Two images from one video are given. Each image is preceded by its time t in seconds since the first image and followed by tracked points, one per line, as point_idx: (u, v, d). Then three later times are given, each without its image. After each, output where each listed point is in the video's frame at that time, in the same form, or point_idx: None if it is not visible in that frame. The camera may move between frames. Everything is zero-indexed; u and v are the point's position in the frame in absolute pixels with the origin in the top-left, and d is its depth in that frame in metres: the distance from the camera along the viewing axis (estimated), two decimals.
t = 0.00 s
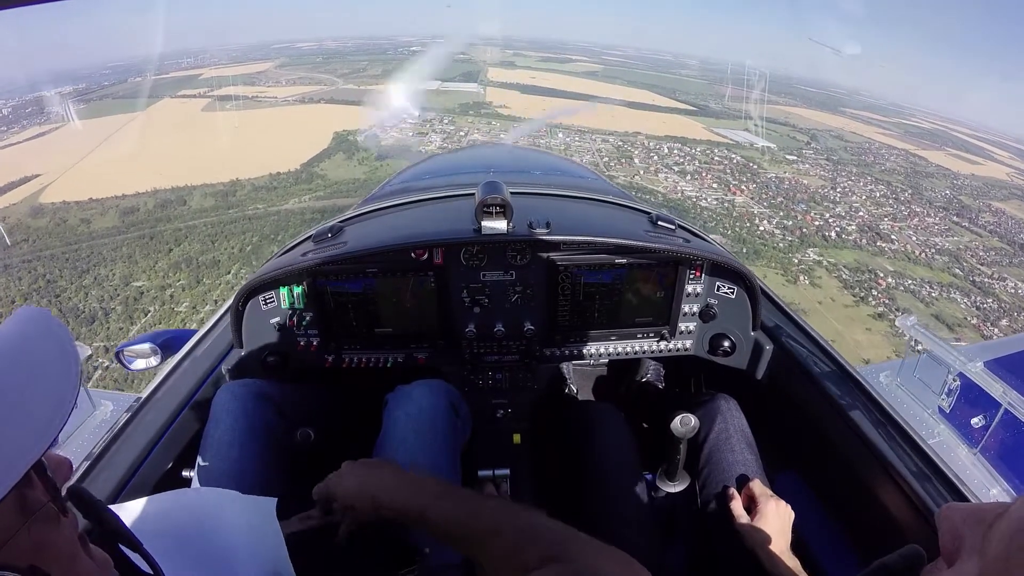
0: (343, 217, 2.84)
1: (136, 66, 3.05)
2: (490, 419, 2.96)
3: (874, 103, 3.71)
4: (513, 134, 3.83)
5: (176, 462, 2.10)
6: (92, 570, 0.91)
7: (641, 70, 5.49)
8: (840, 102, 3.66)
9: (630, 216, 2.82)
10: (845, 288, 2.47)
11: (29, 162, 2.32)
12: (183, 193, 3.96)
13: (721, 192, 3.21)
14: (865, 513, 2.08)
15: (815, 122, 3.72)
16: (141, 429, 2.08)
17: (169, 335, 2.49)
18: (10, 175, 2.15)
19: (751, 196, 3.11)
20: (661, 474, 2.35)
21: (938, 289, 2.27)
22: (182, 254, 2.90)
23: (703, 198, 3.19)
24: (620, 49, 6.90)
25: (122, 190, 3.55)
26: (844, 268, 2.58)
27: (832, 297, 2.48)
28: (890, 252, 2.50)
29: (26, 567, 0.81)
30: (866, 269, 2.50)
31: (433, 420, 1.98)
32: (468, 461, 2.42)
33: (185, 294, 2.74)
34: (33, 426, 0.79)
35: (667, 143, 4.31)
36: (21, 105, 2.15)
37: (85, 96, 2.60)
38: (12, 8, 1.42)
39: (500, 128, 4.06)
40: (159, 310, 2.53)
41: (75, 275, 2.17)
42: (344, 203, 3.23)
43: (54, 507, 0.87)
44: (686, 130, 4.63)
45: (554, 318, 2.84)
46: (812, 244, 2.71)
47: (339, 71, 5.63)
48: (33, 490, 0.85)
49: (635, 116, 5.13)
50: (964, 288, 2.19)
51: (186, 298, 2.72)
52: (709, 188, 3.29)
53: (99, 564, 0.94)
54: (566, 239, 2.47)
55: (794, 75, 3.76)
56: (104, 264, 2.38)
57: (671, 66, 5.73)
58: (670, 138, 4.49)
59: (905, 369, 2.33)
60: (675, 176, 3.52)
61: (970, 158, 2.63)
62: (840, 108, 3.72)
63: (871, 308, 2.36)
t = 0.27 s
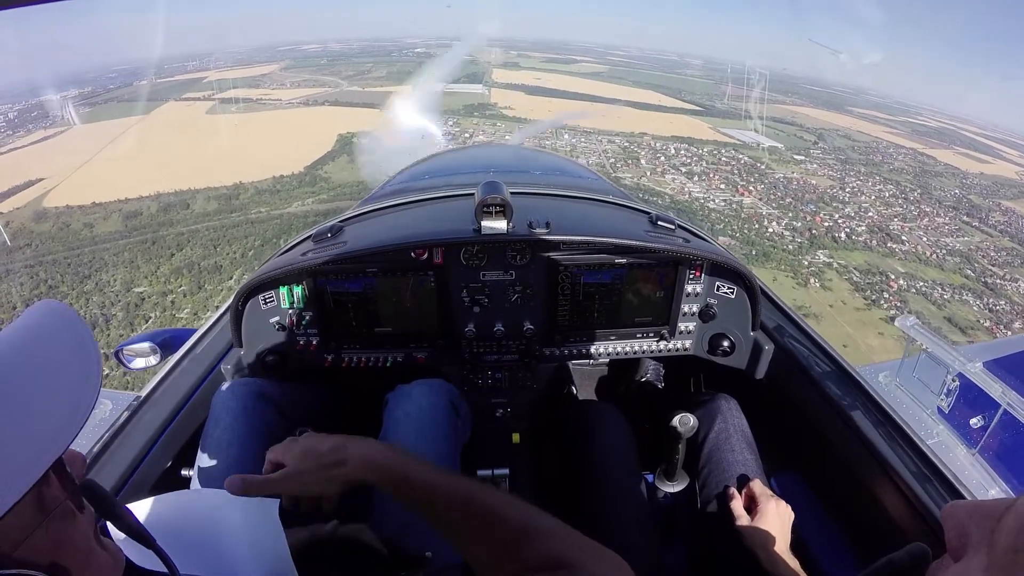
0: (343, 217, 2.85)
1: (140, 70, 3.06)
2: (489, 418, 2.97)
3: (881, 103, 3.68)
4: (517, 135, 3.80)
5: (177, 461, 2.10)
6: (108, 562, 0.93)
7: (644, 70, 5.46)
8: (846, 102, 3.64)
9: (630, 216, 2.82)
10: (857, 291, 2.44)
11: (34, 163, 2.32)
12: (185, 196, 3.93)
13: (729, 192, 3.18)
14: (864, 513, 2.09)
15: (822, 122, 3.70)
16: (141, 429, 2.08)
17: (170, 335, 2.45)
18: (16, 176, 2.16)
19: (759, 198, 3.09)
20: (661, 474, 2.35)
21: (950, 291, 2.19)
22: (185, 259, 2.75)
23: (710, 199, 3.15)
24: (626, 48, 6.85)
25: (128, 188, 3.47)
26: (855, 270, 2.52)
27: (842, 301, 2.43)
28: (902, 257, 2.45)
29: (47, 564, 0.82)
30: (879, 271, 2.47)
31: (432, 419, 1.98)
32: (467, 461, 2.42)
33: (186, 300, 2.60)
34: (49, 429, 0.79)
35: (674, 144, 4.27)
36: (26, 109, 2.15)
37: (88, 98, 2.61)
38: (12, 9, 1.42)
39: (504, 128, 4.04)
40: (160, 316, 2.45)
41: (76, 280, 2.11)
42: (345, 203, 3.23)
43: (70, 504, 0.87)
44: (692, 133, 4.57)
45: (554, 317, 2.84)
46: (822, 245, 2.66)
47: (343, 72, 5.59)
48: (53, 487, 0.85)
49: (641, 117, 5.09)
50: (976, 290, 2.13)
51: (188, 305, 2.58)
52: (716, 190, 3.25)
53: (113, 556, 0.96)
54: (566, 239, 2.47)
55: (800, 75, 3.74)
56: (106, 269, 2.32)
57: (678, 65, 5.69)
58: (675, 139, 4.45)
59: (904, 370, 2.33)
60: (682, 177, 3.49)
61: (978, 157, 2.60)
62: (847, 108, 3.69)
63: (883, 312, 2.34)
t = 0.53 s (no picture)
0: (343, 218, 2.85)
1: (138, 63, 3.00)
2: (489, 418, 2.97)
3: (886, 103, 3.66)
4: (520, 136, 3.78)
5: (177, 462, 2.10)
6: None
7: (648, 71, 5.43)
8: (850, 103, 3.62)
9: (630, 216, 2.82)
10: (862, 298, 2.40)
11: (35, 162, 2.32)
12: (184, 196, 3.90)
13: (733, 195, 3.18)
14: (865, 512, 2.09)
15: (826, 123, 3.68)
16: (141, 429, 2.08)
17: (170, 335, 2.45)
18: (17, 176, 2.16)
19: (764, 201, 3.08)
20: (661, 474, 2.34)
21: (956, 299, 2.08)
22: (182, 259, 2.83)
23: (714, 202, 3.13)
24: (630, 49, 6.81)
25: (128, 190, 3.51)
26: (861, 276, 2.48)
27: (847, 309, 2.42)
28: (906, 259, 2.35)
29: None
30: (884, 278, 2.38)
31: (432, 419, 1.98)
32: (467, 461, 2.41)
33: (182, 302, 2.68)
34: (58, 437, 0.80)
35: (679, 146, 4.24)
36: (27, 105, 2.11)
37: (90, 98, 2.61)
38: (15, 9, 1.43)
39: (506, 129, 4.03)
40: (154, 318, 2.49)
41: (72, 281, 2.13)
42: (346, 204, 3.23)
43: (70, 523, 0.85)
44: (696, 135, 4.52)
45: (554, 317, 2.84)
46: (827, 251, 2.64)
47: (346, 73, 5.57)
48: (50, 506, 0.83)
49: (646, 118, 5.05)
50: (982, 298, 2.02)
51: (183, 307, 2.67)
52: (721, 193, 3.20)
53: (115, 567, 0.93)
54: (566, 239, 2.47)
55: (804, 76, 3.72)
56: (104, 269, 2.34)
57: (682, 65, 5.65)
58: (680, 140, 4.42)
59: (905, 370, 2.33)
60: (686, 179, 3.47)
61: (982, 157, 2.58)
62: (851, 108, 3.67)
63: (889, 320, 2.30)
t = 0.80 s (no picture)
0: (343, 218, 2.85)
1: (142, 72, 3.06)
2: (489, 418, 2.97)
3: (891, 100, 3.62)
4: (523, 137, 3.76)
5: (177, 462, 2.10)
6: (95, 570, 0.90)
7: (652, 71, 5.41)
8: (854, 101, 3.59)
9: (630, 216, 2.82)
10: (873, 297, 2.32)
11: (43, 171, 2.34)
12: (185, 202, 3.83)
13: (739, 194, 3.13)
14: (864, 513, 2.09)
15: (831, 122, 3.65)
16: (142, 429, 2.08)
17: (170, 336, 2.48)
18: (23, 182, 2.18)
19: (771, 201, 3.01)
20: (661, 474, 2.33)
21: (966, 296, 1.99)
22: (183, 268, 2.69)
23: (721, 202, 3.10)
24: (635, 48, 6.77)
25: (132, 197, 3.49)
26: (871, 275, 2.40)
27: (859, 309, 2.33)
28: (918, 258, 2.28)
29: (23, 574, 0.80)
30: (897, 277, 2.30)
31: (432, 420, 1.98)
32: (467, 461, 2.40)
33: (183, 314, 2.52)
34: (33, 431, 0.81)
35: (684, 146, 4.20)
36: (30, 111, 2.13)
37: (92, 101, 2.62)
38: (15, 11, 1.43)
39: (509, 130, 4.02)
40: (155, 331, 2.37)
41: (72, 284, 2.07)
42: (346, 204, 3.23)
43: (47, 513, 0.85)
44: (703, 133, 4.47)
45: (554, 317, 2.84)
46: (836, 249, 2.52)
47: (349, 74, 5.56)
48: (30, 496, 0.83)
49: (650, 117, 5.02)
50: (994, 295, 1.91)
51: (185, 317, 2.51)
52: (728, 193, 3.15)
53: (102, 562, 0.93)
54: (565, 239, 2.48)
55: (808, 75, 3.70)
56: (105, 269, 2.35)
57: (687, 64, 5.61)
58: (685, 139, 4.39)
59: (905, 369, 2.32)
60: (692, 180, 3.44)
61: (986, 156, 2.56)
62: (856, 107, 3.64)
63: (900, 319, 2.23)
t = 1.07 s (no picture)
0: (343, 218, 2.85)
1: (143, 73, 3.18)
2: (490, 419, 2.98)
3: (893, 101, 3.62)
4: (524, 137, 3.76)
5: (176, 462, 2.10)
6: None
7: (653, 71, 5.40)
8: (856, 102, 3.59)
9: (630, 217, 2.82)
10: (881, 301, 2.27)
11: (43, 171, 2.33)
12: (183, 205, 3.76)
13: (744, 194, 3.11)
14: (865, 513, 2.09)
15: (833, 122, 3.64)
16: (141, 430, 2.08)
17: (170, 336, 2.45)
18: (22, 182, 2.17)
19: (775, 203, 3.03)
20: (662, 474, 2.38)
21: (975, 299, 1.97)
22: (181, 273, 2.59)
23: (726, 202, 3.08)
24: (636, 49, 6.77)
25: (132, 199, 3.47)
26: (878, 278, 2.34)
27: (867, 313, 2.29)
28: (924, 259, 2.26)
29: None
30: (903, 279, 2.27)
31: (431, 420, 1.98)
32: (466, 461, 2.40)
33: (180, 319, 2.41)
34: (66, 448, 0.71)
35: (686, 147, 4.16)
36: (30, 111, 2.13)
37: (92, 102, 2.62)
38: (14, 12, 1.43)
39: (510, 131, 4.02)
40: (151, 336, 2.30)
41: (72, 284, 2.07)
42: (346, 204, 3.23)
43: (83, 524, 0.78)
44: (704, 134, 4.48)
45: (554, 317, 2.84)
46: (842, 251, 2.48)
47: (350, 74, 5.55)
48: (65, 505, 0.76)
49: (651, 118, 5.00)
50: (1002, 298, 1.92)
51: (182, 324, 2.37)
52: (732, 194, 3.13)
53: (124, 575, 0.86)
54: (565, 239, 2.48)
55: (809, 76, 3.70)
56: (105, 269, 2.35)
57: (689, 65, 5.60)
58: (686, 140, 4.38)
59: (905, 369, 2.32)
60: (695, 181, 3.41)
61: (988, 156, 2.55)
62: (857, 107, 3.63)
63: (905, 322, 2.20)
